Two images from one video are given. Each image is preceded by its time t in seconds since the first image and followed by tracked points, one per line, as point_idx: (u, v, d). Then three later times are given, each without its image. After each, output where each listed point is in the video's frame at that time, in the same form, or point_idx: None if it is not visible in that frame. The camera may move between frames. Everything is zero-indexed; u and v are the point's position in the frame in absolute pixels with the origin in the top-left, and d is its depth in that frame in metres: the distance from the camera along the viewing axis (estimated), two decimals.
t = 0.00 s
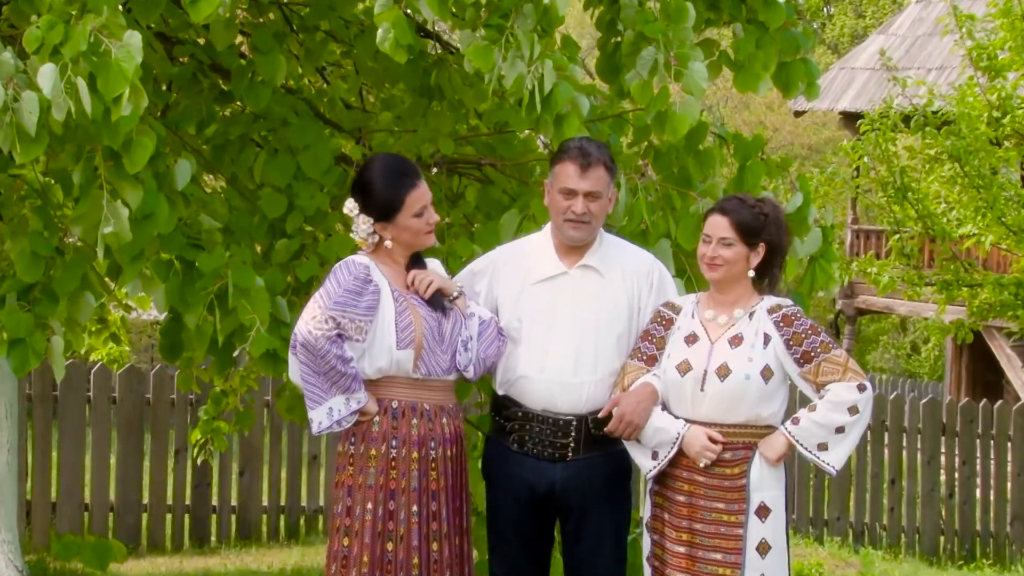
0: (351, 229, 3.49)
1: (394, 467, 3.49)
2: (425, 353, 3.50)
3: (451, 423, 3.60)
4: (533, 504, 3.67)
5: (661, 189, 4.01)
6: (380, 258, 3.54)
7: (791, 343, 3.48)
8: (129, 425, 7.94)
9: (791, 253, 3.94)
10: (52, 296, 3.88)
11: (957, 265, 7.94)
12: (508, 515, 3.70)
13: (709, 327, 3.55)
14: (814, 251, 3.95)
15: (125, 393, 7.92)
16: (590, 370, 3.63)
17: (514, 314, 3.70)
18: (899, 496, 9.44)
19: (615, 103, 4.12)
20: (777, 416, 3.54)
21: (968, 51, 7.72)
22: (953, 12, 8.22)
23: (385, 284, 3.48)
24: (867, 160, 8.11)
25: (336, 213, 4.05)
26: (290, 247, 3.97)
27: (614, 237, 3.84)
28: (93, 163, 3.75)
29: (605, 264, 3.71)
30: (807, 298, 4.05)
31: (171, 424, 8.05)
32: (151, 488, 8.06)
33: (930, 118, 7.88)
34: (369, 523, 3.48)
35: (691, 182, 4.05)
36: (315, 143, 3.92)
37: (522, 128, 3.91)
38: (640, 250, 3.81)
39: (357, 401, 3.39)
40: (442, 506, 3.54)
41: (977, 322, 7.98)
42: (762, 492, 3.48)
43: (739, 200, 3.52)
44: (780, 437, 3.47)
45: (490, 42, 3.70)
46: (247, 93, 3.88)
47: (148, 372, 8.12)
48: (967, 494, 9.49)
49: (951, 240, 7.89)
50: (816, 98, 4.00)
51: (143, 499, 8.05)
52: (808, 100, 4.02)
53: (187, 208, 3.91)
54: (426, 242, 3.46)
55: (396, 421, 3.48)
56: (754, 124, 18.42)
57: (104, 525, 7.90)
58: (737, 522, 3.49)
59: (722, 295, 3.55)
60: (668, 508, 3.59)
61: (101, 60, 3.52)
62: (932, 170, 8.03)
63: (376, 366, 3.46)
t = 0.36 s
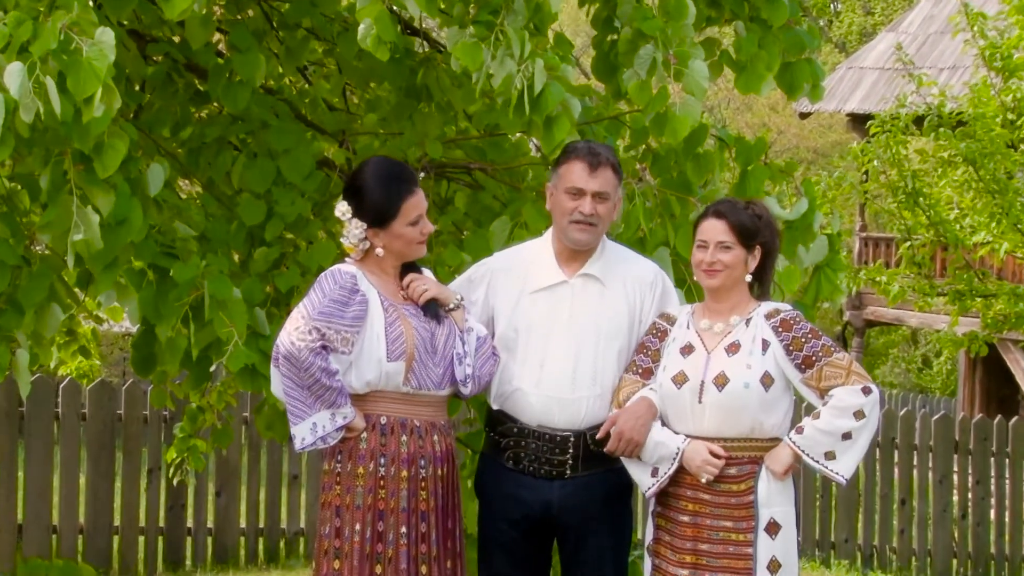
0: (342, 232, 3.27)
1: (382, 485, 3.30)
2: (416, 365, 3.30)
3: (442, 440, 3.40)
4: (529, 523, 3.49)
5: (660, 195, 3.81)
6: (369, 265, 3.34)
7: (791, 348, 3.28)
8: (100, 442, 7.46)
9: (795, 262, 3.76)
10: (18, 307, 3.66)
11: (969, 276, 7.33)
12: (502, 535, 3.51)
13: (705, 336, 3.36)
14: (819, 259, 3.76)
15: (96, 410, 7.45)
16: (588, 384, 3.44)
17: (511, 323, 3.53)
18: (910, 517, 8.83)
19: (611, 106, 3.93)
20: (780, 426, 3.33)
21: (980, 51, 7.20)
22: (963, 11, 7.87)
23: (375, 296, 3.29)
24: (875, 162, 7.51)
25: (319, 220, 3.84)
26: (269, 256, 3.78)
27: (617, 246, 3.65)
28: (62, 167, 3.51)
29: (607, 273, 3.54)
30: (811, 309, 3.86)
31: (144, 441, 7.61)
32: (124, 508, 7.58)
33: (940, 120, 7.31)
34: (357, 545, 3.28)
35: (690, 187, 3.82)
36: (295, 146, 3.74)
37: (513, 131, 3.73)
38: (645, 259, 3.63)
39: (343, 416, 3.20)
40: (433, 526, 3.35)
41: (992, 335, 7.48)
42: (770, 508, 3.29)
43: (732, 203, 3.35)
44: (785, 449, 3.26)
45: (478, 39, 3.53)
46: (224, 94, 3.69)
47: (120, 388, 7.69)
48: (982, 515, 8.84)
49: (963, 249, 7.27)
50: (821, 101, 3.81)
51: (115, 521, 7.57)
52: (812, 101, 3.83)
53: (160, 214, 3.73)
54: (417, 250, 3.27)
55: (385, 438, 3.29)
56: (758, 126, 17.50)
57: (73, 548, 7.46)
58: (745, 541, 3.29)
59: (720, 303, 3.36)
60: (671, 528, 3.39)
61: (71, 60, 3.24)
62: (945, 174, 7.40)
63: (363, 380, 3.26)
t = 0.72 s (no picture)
0: (330, 226, 3.10)
1: (362, 500, 3.11)
2: (400, 375, 3.10)
3: (426, 453, 3.21)
4: (517, 541, 3.31)
5: (656, 195, 3.63)
6: (358, 264, 3.15)
7: (796, 362, 3.08)
8: (67, 454, 6.69)
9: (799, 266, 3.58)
10: None
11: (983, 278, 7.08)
12: (489, 554, 3.32)
13: (709, 347, 3.16)
14: (825, 262, 3.59)
15: (62, 421, 6.69)
16: (586, 399, 3.27)
17: (509, 333, 3.35)
18: (921, 534, 7.83)
19: (604, 101, 3.75)
20: (783, 443, 3.13)
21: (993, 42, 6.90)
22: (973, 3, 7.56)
23: (361, 301, 3.09)
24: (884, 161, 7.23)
25: (298, 220, 3.64)
26: (246, 258, 3.58)
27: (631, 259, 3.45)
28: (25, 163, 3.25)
29: (615, 283, 3.35)
30: (817, 315, 3.66)
31: (112, 454, 6.83)
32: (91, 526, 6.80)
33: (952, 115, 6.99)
34: (335, 563, 3.09)
35: (689, 187, 3.64)
36: (274, 142, 3.55)
37: (503, 127, 3.56)
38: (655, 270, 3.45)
39: (321, 427, 3.01)
40: (416, 544, 3.15)
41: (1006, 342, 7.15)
42: (768, 530, 3.10)
43: (737, 206, 3.16)
44: (785, 468, 3.07)
45: (463, 32, 3.38)
46: (197, 87, 3.51)
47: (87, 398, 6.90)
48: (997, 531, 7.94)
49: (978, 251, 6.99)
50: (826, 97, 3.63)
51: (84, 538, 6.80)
52: (818, 96, 3.66)
53: (130, 214, 3.52)
54: (408, 248, 3.09)
55: (365, 452, 3.10)
56: (760, 121, 17.11)
57: (39, 565, 6.71)
58: (740, 563, 3.10)
59: (725, 311, 3.17)
60: (667, 547, 3.21)
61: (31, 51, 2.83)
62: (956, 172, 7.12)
63: (344, 389, 3.07)
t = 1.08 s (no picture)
0: (323, 220, 2.90)
1: (330, 516, 2.92)
2: (383, 388, 2.91)
3: (400, 472, 3.02)
4: (500, 556, 3.13)
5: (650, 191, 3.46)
6: (350, 264, 2.96)
7: (790, 365, 2.88)
8: (27, 464, 6.24)
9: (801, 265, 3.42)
10: None
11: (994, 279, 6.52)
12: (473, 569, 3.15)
13: (706, 348, 2.99)
14: (829, 261, 3.42)
15: (22, 430, 6.23)
16: (586, 408, 3.10)
17: (507, 335, 3.17)
18: (928, 549, 7.08)
19: (595, 92, 3.57)
20: (775, 451, 2.94)
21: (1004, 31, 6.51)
22: None
23: (350, 305, 2.90)
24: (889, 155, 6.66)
25: (273, 219, 3.46)
26: (216, 258, 3.40)
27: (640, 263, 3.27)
28: None
29: (621, 289, 3.17)
30: (820, 318, 3.48)
31: (78, 464, 6.35)
32: (53, 541, 6.37)
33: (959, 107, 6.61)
34: None
35: (685, 183, 3.46)
36: (247, 135, 3.37)
37: (489, 121, 3.37)
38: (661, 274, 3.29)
39: (293, 436, 2.83)
40: (384, 567, 2.98)
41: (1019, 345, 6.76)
42: (759, 542, 2.90)
43: (733, 198, 2.99)
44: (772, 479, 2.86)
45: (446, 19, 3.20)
46: (165, 76, 3.33)
47: (51, 405, 6.43)
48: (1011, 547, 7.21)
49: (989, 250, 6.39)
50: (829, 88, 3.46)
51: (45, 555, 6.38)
52: (822, 87, 3.48)
53: (96, 211, 3.27)
54: (405, 245, 2.92)
55: (337, 466, 2.92)
56: (760, 113, 16.87)
57: None
58: None
59: (725, 309, 2.99)
60: (654, 560, 3.03)
61: None
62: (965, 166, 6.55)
63: (322, 397, 2.88)
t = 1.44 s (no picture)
0: (311, 219, 2.72)
1: (299, 532, 2.74)
2: (364, 400, 2.73)
3: (373, 487, 2.84)
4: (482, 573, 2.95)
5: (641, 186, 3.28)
6: (336, 266, 2.78)
7: (795, 376, 2.70)
8: None
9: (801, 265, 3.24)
10: None
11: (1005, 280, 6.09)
12: None
13: (702, 356, 2.80)
14: (830, 261, 3.24)
15: None
16: (576, 418, 2.90)
17: (497, 342, 2.99)
18: (933, 564, 6.54)
19: (583, 83, 3.38)
20: (778, 465, 2.75)
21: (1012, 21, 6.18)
22: None
23: (333, 309, 2.73)
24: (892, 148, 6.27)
25: (242, 216, 3.27)
26: (183, 257, 3.21)
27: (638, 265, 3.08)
28: None
29: (616, 294, 2.98)
30: (821, 321, 3.30)
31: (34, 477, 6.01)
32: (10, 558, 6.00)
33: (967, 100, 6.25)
34: None
35: (676, 177, 3.28)
36: (214, 127, 3.20)
37: (471, 112, 3.19)
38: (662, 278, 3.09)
39: (268, 445, 2.66)
40: None
41: None
42: (760, 561, 2.72)
43: (729, 198, 2.82)
44: (778, 496, 2.69)
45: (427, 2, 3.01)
46: (130, 63, 3.14)
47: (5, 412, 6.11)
48: None
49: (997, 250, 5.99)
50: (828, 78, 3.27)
51: None
52: (820, 78, 3.28)
53: (56, 208, 3.07)
54: (394, 249, 2.74)
55: (310, 478, 2.74)
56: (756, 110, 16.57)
57: None
58: None
59: (722, 315, 2.80)
60: None
61: None
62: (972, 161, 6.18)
63: (298, 406, 2.71)
